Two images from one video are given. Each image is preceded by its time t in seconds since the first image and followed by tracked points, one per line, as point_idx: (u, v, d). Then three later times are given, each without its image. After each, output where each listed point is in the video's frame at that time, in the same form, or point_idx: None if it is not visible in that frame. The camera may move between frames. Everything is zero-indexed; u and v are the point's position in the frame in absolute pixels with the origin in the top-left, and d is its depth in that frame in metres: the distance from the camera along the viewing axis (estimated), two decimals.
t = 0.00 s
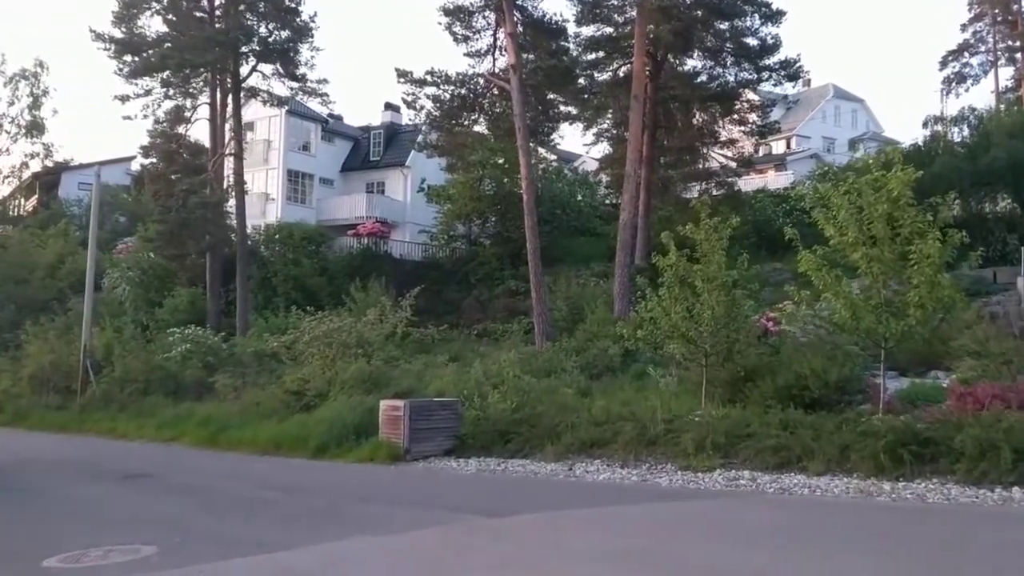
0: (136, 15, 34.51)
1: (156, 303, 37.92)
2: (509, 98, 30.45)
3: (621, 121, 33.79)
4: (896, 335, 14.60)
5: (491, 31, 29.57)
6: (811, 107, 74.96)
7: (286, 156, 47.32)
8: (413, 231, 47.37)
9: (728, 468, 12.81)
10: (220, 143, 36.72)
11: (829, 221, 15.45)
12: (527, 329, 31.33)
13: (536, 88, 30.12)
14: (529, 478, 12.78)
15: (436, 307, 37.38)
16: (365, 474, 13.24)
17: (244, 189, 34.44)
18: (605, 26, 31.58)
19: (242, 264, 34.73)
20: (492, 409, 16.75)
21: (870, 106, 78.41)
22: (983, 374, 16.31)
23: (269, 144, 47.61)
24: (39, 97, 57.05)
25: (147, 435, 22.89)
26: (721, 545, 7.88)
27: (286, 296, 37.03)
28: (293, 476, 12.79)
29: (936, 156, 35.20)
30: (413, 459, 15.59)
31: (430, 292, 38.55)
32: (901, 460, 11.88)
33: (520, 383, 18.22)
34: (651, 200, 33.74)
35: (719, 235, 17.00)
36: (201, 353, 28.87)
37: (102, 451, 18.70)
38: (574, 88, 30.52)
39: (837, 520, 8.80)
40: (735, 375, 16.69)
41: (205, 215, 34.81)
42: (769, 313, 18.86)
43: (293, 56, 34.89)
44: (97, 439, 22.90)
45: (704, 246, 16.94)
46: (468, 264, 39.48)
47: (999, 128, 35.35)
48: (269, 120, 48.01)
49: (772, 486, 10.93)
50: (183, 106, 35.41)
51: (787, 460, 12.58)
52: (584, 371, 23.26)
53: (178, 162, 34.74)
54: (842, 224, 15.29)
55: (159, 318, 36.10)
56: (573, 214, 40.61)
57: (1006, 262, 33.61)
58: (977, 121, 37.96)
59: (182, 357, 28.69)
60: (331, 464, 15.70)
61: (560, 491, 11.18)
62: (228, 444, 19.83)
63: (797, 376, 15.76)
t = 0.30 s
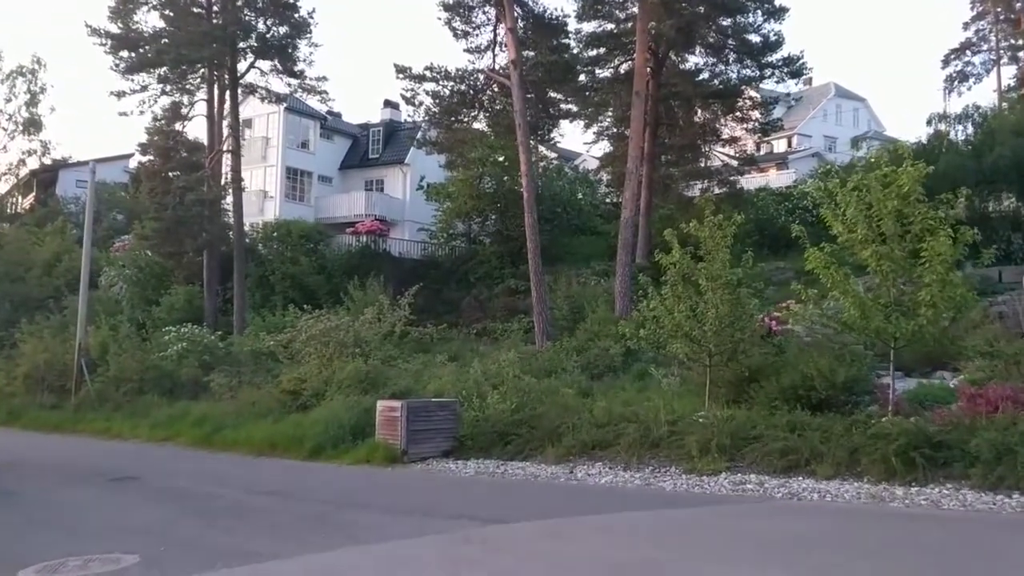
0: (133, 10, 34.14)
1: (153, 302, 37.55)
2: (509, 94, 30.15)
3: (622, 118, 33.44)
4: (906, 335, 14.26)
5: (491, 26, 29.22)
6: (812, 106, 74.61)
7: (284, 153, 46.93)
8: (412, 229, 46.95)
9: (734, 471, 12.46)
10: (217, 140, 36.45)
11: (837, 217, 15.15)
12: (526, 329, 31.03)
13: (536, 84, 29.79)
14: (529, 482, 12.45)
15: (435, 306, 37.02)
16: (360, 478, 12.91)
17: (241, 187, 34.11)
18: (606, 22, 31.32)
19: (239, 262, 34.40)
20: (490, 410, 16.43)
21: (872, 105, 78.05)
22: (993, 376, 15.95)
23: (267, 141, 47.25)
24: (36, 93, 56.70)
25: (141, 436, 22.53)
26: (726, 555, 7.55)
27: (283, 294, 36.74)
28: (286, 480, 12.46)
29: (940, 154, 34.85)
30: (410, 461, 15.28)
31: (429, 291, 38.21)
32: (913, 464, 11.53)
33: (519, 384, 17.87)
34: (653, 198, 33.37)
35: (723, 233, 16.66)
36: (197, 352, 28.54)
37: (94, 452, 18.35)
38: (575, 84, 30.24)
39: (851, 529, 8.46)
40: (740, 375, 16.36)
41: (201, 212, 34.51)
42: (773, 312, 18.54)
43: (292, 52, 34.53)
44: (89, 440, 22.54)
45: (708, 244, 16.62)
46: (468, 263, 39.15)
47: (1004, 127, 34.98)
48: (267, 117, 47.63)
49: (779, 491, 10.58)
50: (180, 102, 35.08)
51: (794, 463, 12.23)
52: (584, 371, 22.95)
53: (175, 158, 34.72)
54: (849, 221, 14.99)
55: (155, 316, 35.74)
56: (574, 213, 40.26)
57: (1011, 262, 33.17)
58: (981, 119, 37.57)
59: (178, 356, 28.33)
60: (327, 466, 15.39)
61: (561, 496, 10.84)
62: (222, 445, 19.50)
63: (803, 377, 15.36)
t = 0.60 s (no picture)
0: (128, 5, 33.78)
1: (148, 300, 37.23)
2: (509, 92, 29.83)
3: (623, 116, 33.12)
4: (912, 338, 13.99)
5: (491, 23, 28.89)
6: (813, 105, 74.28)
7: (281, 151, 46.53)
8: (410, 227, 46.60)
9: (736, 479, 12.16)
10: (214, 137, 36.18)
11: (841, 218, 14.87)
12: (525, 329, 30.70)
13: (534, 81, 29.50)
14: (525, 489, 12.14)
15: (433, 305, 36.69)
16: (351, 485, 12.61)
17: (238, 185, 33.78)
18: (607, 20, 31.00)
19: (236, 260, 34.09)
20: (487, 414, 16.13)
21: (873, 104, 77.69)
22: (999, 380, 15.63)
23: (264, 139, 46.90)
24: (33, 90, 56.28)
25: (133, 437, 22.21)
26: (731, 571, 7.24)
27: (280, 293, 36.42)
28: (275, 486, 12.16)
29: (942, 154, 34.50)
30: (405, 465, 14.97)
31: (427, 290, 37.88)
32: (921, 473, 11.21)
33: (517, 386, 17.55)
34: (652, 197, 33.03)
35: (725, 233, 16.36)
36: (192, 352, 28.21)
37: (84, 455, 18.06)
38: (575, 80, 30.03)
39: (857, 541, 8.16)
40: (742, 378, 16.06)
41: (197, 210, 34.19)
42: (775, 314, 18.24)
43: (289, 49, 34.20)
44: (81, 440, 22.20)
45: (710, 244, 16.32)
46: (466, 262, 38.81)
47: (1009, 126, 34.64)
48: (265, 114, 47.30)
49: (783, 500, 10.26)
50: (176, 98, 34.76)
51: (798, 471, 11.93)
52: (583, 372, 22.64)
53: (171, 155, 34.33)
54: (855, 222, 14.73)
55: (151, 315, 35.38)
56: (573, 211, 39.94)
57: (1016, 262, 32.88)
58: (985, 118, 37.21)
59: (173, 356, 28.02)
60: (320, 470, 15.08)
61: (558, 506, 10.54)
62: (214, 447, 19.17)
63: (806, 380, 14.99)
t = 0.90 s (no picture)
0: (122, 5, 33.50)
1: (143, 302, 36.89)
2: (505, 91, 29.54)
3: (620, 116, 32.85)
4: (913, 339, 13.73)
5: (486, 22, 28.59)
6: (812, 105, 74.00)
7: (277, 151, 46.22)
8: (407, 228, 46.30)
9: (733, 485, 11.87)
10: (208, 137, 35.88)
11: (841, 217, 14.59)
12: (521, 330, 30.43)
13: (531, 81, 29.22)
14: (518, 495, 11.85)
15: (430, 307, 36.41)
16: (340, 492, 12.32)
17: (233, 186, 33.49)
18: (604, 19, 30.71)
19: (231, 262, 33.83)
20: (480, 417, 15.85)
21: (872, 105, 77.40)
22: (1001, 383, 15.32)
23: (260, 139, 46.62)
24: (28, 90, 55.97)
25: (124, 441, 21.87)
26: None
27: (275, 294, 36.16)
28: (262, 493, 11.88)
29: (942, 153, 34.14)
30: (396, 469, 14.70)
31: (424, 292, 37.60)
32: (924, 479, 10.93)
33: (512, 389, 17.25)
34: (650, 198, 32.74)
35: (723, 232, 16.07)
36: (185, 354, 27.92)
37: (72, 460, 17.74)
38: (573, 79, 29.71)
39: (858, 552, 7.88)
40: (741, 380, 15.78)
41: (191, 211, 33.95)
42: (773, 315, 17.95)
43: (285, 48, 33.91)
44: (71, 444, 21.86)
45: (708, 244, 16.03)
46: (463, 263, 38.51)
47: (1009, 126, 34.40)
48: (261, 115, 47.00)
49: (781, 507, 9.97)
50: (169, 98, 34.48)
51: (796, 477, 11.64)
52: (580, 374, 22.37)
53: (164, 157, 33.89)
54: (854, 221, 14.45)
55: (145, 316, 35.07)
56: (571, 212, 39.67)
57: (1017, 262, 32.65)
58: (986, 117, 36.95)
59: (166, 358, 27.70)
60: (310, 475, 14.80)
61: (551, 514, 10.24)
62: (205, 451, 18.86)
63: (805, 383, 14.72)
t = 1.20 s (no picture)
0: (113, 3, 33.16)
1: (136, 303, 36.57)
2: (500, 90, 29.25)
3: (617, 115, 32.54)
4: (914, 343, 13.45)
5: (481, 20, 28.28)
6: (811, 104, 73.62)
7: (273, 151, 45.91)
8: (403, 229, 45.97)
9: (729, 493, 11.58)
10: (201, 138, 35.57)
11: (840, 217, 14.29)
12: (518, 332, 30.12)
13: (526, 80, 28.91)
14: (509, 505, 11.56)
15: (426, 308, 36.11)
16: (327, 503, 12.02)
17: (226, 186, 33.19)
18: (600, 17, 30.40)
19: (224, 263, 33.54)
20: (473, 422, 15.55)
21: (872, 103, 77.04)
22: (1004, 387, 15.03)
23: (255, 139, 46.30)
24: (23, 90, 55.62)
25: (113, 445, 21.55)
26: None
27: (270, 295, 35.85)
28: (246, 505, 11.58)
29: (942, 152, 33.84)
30: (386, 476, 14.41)
31: (420, 292, 37.31)
32: (925, 489, 10.62)
33: (505, 392, 16.96)
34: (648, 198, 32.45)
35: (719, 233, 15.76)
36: (178, 357, 27.61)
37: (58, 467, 17.43)
38: (569, 78, 29.41)
39: (856, 568, 7.58)
40: (738, 384, 15.50)
41: (183, 211, 33.67)
42: (771, 316, 17.67)
43: (278, 47, 33.56)
44: (60, 448, 21.54)
45: (704, 245, 15.73)
46: (459, 263, 38.21)
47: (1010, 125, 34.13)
48: (256, 115, 46.67)
49: (778, 518, 9.68)
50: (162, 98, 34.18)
51: (794, 486, 11.34)
52: (576, 377, 22.09)
53: (157, 156, 33.98)
54: (854, 222, 14.15)
55: (138, 318, 34.75)
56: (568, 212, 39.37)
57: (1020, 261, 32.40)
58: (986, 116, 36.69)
59: (158, 361, 27.38)
60: (298, 482, 14.51)
61: (541, 527, 9.95)
62: (194, 456, 18.56)
63: (803, 388, 14.43)
